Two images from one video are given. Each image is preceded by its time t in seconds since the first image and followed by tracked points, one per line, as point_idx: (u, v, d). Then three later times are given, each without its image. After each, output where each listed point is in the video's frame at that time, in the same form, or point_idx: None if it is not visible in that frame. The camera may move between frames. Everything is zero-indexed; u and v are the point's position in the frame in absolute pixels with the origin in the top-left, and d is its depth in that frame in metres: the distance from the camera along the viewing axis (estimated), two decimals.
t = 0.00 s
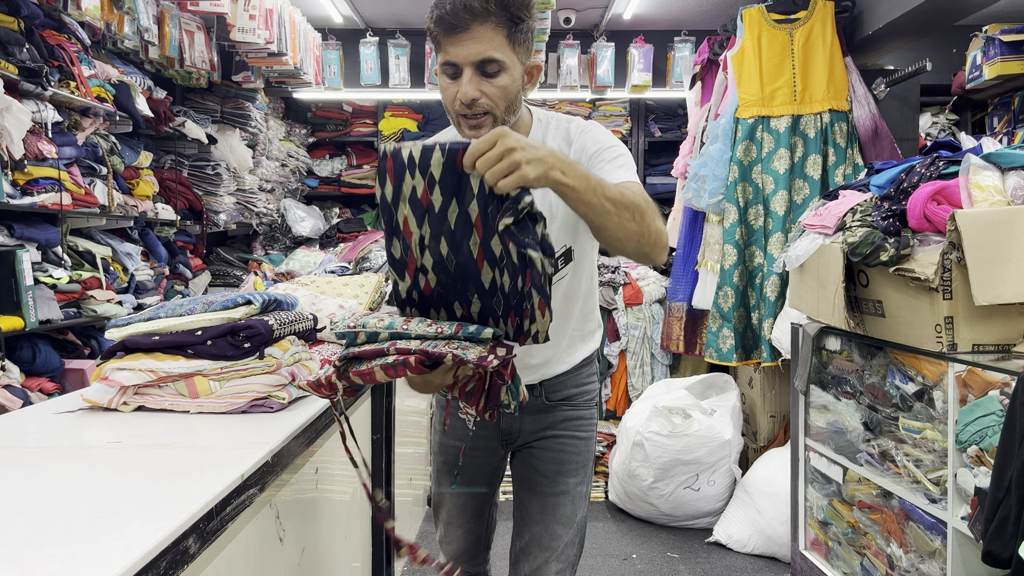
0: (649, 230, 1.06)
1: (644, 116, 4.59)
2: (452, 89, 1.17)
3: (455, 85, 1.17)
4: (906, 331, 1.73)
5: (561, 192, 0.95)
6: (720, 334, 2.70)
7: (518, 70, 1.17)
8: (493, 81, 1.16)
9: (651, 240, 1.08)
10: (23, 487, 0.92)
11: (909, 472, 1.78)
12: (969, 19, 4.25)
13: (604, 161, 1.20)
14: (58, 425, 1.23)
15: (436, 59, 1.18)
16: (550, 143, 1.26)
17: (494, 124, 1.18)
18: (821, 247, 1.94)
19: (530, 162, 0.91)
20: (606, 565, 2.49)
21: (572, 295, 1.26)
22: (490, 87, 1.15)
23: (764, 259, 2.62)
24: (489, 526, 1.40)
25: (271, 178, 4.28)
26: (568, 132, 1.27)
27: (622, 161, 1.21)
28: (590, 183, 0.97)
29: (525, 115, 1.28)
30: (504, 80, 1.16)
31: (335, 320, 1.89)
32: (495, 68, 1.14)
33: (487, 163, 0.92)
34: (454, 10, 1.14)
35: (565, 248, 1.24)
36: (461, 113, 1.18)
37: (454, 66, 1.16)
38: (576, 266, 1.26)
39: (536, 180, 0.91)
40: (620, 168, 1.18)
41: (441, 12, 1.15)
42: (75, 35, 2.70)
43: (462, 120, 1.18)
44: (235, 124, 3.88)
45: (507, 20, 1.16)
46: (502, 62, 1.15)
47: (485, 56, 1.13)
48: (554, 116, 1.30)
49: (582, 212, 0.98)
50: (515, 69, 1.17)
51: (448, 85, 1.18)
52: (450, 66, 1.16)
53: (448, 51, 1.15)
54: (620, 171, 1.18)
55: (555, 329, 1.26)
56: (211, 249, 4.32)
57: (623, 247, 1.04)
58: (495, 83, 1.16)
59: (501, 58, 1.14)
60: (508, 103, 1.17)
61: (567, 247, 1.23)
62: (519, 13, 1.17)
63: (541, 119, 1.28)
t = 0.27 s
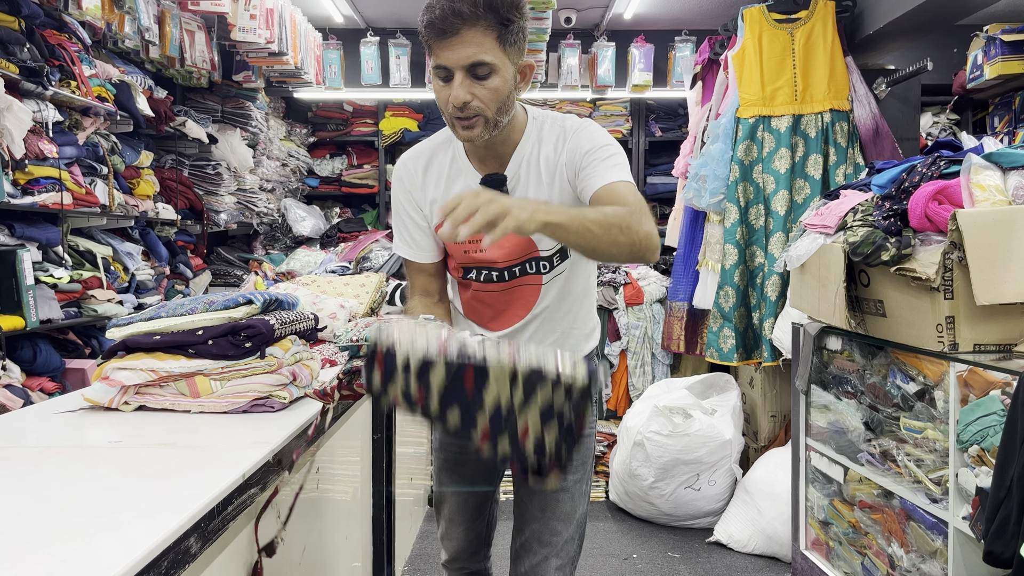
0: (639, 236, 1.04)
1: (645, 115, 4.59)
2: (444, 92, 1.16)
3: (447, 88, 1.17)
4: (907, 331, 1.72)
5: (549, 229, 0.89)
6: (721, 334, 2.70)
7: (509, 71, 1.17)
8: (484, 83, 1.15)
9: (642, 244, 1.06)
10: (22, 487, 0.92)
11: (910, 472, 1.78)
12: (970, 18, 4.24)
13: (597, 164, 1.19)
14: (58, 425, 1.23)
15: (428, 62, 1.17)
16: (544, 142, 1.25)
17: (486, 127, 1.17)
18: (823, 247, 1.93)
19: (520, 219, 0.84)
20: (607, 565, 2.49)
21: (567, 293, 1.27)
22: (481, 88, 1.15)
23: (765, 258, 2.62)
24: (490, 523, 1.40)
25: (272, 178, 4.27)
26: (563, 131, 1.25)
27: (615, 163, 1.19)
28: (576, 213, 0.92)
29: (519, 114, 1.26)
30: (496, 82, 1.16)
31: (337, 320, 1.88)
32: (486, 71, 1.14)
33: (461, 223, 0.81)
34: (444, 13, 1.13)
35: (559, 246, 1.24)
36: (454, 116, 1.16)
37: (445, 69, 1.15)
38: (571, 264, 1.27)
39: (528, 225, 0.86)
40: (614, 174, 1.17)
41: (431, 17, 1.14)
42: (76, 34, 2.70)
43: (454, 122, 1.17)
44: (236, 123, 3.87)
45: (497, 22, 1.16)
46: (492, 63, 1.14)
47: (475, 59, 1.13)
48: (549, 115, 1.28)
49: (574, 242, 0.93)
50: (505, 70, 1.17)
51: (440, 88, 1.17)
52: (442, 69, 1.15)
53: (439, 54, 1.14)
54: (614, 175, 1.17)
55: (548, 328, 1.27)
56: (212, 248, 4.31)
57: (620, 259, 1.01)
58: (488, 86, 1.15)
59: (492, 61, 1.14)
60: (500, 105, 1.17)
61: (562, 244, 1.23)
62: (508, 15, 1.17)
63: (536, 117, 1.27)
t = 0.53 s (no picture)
0: (632, 266, 1.04)
1: (645, 115, 4.59)
2: (445, 92, 1.18)
3: (447, 88, 1.18)
4: (908, 330, 1.72)
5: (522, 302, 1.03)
6: (722, 333, 2.70)
7: (508, 70, 1.18)
8: (484, 82, 1.16)
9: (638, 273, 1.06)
10: (22, 486, 0.92)
11: (911, 471, 1.78)
12: (971, 18, 4.24)
13: (596, 172, 1.18)
14: (59, 424, 1.23)
15: (428, 63, 1.19)
16: (543, 146, 1.24)
17: (486, 126, 1.17)
18: (824, 246, 1.93)
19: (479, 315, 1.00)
20: (607, 564, 2.49)
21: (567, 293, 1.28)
22: (482, 88, 1.16)
23: (765, 258, 2.62)
24: (490, 521, 1.39)
25: (273, 177, 4.27)
26: (562, 136, 1.24)
27: (614, 172, 1.19)
28: (547, 280, 1.03)
29: (518, 116, 1.25)
30: (496, 82, 1.17)
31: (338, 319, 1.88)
32: (486, 70, 1.15)
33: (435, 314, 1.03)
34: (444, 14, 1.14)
35: (560, 247, 1.26)
36: (455, 116, 1.17)
37: (447, 70, 1.16)
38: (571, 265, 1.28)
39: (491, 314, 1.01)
40: (612, 183, 1.16)
41: (430, 18, 1.15)
42: (76, 33, 2.70)
43: (455, 123, 1.17)
44: (236, 123, 3.87)
45: (497, 22, 1.16)
46: (492, 63, 1.15)
47: (475, 60, 1.14)
48: (549, 117, 1.28)
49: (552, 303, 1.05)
50: (505, 70, 1.18)
51: (440, 88, 1.19)
52: (442, 70, 1.17)
53: (441, 56, 1.16)
54: (613, 185, 1.16)
55: (547, 324, 1.27)
56: (212, 248, 4.31)
57: (607, 302, 1.06)
58: (486, 85, 1.16)
59: (492, 60, 1.15)
60: (500, 104, 1.17)
61: (562, 244, 1.25)
62: (508, 15, 1.17)
63: (535, 120, 1.27)
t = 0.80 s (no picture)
0: (638, 216, 1.06)
1: (646, 115, 4.60)
2: (446, 85, 1.17)
3: (448, 81, 1.17)
4: (909, 329, 1.72)
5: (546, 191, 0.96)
6: (722, 332, 2.70)
7: (508, 64, 1.17)
8: (485, 76, 1.16)
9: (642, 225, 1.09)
10: (22, 484, 0.92)
11: (912, 469, 1.77)
12: (972, 17, 4.24)
13: (594, 152, 1.20)
14: (61, 421, 1.23)
15: (429, 57, 1.19)
16: (542, 138, 1.26)
17: (486, 119, 1.18)
18: (825, 245, 1.93)
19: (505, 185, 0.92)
20: (608, 563, 2.49)
21: (566, 286, 1.26)
22: (483, 81, 1.15)
23: (766, 257, 2.62)
24: (489, 519, 1.39)
25: (273, 177, 4.27)
26: (560, 126, 1.27)
27: (612, 150, 1.20)
28: (576, 178, 0.98)
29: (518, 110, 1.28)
30: (496, 75, 1.16)
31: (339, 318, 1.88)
32: (487, 63, 1.14)
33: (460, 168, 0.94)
34: (445, 9, 1.14)
35: (556, 238, 1.24)
36: (455, 109, 1.17)
37: (448, 63, 1.16)
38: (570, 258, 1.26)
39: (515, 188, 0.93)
40: (611, 157, 1.17)
41: (432, 11, 1.15)
42: (77, 32, 2.70)
43: (455, 116, 1.17)
44: (237, 122, 3.87)
45: (497, 17, 1.16)
46: (492, 56, 1.15)
47: (475, 53, 1.14)
48: (547, 112, 1.30)
49: (570, 205, 0.99)
50: (506, 63, 1.17)
51: (441, 82, 1.18)
52: (444, 63, 1.17)
53: (442, 48, 1.15)
54: (611, 160, 1.17)
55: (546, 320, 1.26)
56: (212, 247, 4.31)
57: (615, 232, 1.05)
58: (487, 78, 1.16)
59: (493, 54, 1.15)
60: (500, 97, 1.17)
61: (560, 235, 1.24)
62: (508, 9, 1.17)
63: (533, 114, 1.28)
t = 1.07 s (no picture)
0: (632, 216, 1.04)
1: (647, 115, 4.60)
2: (443, 83, 1.17)
3: (445, 79, 1.18)
4: (911, 328, 1.72)
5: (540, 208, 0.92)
6: (723, 332, 2.70)
7: (505, 62, 1.18)
8: (481, 74, 1.16)
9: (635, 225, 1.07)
10: (27, 483, 0.92)
11: (914, 469, 1.78)
12: (973, 17, 4.24)
13: (592, 150, 1.20)
14: (64, 421, 1.24)
15: (427, 54, 1.18)
16: (541, 135, 1.26)
17: (482, 115, 1.17)
18: (826, 245, 1.93)
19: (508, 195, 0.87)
20: (610, 563, 2.49)
21: (564, 283, 1.29)
22: (479, 78, 1.16)
23: (767, 256, 2.63)
24: (491, 518, 1.41)
25: (274, 177, 4.28)
26: (557, 122, 1.27)
27: (610, 148, 1.21)
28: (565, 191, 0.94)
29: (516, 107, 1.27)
30: (493, 72, 1.16)
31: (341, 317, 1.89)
32: (483, 61, 1.15)
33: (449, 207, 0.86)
34: (442, 7, 1.14)
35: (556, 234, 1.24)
36: (452, 105, 1.17)
37: (445, 60, 1.16)
38: (568, 255, 1.28)
39: (517, 202, 0.88)
40: (608, 158, 1.19)
41: (429, 9, 1.15)
42: (79, 32, 2.70)
43: (453, 111, 1.17)
44: (238, 122, 3.87)
45: (493, 15, 1.16)
46: (488, 53, 1.15)
47: (472, 50, 1.14)
48: (545, 109, 1.30)
49: (568, 217, 0.94)
50: (502, 60, 1.17)
51: (439, 80, 1.18)
52: (441, 61, 1.17)
53: (439, 45, 1.16)
54: (608, 160, 1.18)
55: (546, 320, 1.28)
56: (214, 247, 4.31)
57: (611, 238, 1.02)
58: (484, 75, 1.16)
59: (489, 51, 1.15)
60: (497, 94, 1.17)
61: (559, 232, 1.24)
62: (504, 8, 1.18)
63: (532, 111, 1.27)
